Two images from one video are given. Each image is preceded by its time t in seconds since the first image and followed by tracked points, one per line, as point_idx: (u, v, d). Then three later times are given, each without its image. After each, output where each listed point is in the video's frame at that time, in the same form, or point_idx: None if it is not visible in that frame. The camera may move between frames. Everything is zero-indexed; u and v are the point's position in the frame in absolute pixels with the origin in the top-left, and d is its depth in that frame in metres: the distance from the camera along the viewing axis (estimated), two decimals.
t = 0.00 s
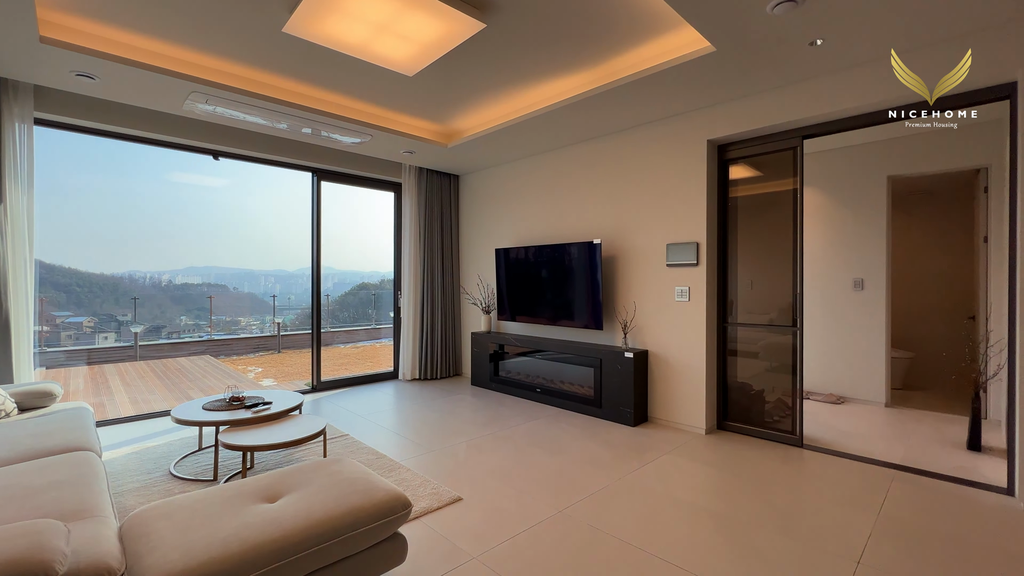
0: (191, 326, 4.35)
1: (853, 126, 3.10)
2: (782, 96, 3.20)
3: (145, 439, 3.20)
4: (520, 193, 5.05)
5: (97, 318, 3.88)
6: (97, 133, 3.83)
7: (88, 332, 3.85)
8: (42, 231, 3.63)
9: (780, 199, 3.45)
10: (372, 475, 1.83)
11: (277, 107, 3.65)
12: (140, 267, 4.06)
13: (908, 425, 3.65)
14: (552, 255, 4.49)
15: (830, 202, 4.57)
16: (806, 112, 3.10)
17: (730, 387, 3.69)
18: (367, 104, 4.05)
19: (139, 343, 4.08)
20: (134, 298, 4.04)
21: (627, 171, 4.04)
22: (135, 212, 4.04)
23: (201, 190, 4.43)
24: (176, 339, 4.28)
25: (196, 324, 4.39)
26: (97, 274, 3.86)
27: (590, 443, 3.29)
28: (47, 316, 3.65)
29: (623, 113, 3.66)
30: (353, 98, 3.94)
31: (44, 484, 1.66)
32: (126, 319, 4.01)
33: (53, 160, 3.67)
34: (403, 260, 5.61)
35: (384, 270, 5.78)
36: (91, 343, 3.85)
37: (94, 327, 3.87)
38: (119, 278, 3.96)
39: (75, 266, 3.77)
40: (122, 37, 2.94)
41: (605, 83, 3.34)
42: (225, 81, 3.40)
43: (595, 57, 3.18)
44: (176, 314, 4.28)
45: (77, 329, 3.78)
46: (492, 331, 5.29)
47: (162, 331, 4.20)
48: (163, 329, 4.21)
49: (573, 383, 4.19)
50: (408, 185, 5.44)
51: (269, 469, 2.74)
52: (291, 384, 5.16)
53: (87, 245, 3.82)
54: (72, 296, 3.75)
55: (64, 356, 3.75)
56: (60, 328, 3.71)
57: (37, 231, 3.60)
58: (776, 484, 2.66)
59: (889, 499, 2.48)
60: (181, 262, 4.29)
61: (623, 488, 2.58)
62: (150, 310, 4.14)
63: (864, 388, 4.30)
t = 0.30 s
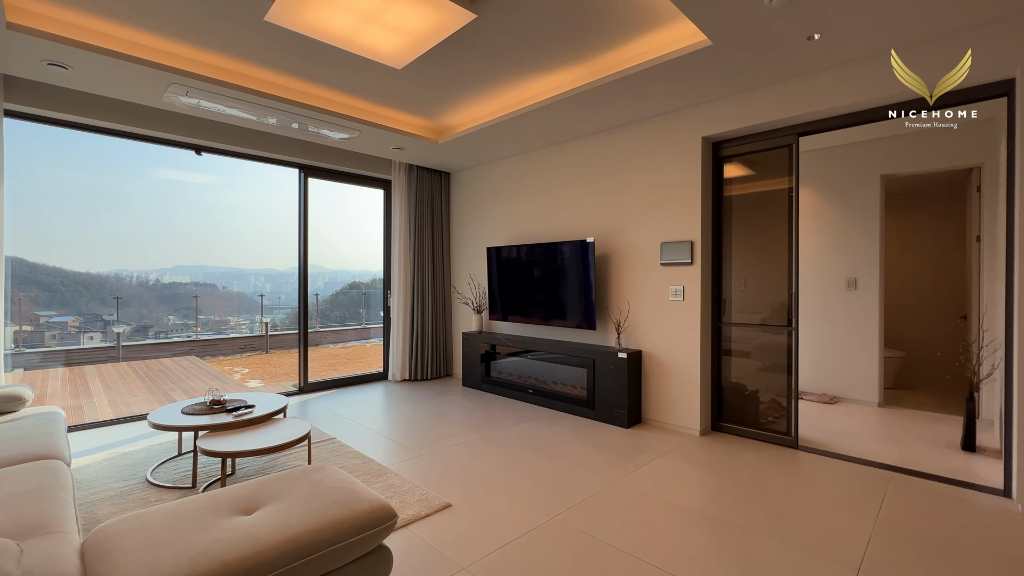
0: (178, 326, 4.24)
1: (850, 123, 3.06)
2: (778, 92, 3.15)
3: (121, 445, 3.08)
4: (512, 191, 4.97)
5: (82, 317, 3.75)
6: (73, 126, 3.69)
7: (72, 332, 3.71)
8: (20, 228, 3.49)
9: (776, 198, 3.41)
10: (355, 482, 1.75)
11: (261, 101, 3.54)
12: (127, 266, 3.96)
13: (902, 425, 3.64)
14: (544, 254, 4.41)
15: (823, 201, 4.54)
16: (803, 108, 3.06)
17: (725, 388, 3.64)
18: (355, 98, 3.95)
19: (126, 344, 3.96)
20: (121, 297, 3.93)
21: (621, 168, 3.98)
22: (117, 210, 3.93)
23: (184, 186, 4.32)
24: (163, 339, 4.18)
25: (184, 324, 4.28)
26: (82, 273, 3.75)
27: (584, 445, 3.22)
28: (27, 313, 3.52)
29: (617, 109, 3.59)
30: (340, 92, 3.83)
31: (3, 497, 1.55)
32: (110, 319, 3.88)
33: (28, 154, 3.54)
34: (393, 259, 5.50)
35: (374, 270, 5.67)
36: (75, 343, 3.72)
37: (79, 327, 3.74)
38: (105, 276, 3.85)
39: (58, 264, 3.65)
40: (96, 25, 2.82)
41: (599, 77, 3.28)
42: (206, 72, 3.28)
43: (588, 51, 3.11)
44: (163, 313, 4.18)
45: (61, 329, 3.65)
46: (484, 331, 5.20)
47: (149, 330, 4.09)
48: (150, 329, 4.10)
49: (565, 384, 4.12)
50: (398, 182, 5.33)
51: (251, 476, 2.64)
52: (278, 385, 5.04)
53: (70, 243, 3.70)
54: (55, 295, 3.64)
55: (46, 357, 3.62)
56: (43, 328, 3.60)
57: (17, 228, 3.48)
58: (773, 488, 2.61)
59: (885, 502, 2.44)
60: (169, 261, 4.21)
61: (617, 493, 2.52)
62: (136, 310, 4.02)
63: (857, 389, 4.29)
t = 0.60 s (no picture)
0: (167, 326, 4.16)
1: (851, 120, 3.00)
2: (778, 89, 3.09)
3: (99, 451, 2.96)
4: (506, 189, 4.89)
5: (68, 318, 3.67)
6: (51, 120, 3.55)
7: (59, 332, 3.64)
8: None
9: (774, 197, 3.35)
10: (346, 494, 1.67)
11: (246, 94, 3.42)
12: (115, 265, 3.87)
13: (900, 427, 3.60)
14: (539, 253, 4.33)
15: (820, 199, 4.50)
16: (803, 105, 3.00)
17: (722, 389, 3.58)
18: (344, 92, 3.85)
19: (116, 344, 3.89)
20: (109, 297, 3.85)
21: (617, 166, 3.90)
22: (101, 207, 3.82)
23: (171, 183, 4.18)
24: (152, 339, 4.09)
25: (173, 324, 4.19)
26: (68, 273, 3.67)
27: (579, 449, 3.15)
28: (11, 313, 3.43)
29: (613, 105, 3.52)
30: (328, 85, 3.72)
31: None
32: (97, 318, 3.80)
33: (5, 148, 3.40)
34: (384, 257, 5.39)
35: (365, 270, 5.55)
36: (62, 343, 3.64)
37: (66, 327, 3.67)
38: (93, 275, 3.77)
39: (45, 263, 3.57)
40: (70, 12, 2.70)
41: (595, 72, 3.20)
42: (188, 64, 3.16)
43: (585, 44, 3.03)
44: (151, 313, 4.08)
45: (47, 329, 3.58)
46: (477, 331, 5.11)
47: (138, 331, 4.00)
48: (139, 329, 4.01)
49: (560, 386, 4.05)
50: (389, 179, 5.23)
51: (234, 484, 2.53)
52: (267, 387, 4.95)
53: (55, 242, 3.60)
54: (41, 295, 3.55)
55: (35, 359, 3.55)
56: (28, 328, 3.52)
57: None
58: (774, 493, 2.55)
59: (889, 507, 2.39)
60: (159, 259, 4.10)
61: (615, 499, 2.44)
62: (124, 310, 3.93)
63: (854, 389, 4.25)
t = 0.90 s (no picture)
0: (156, 326, 4.04)
1: (852, 115, 2.95)
2: (778, 83, 3.03)
3: (76, 457, 2.84)
4: (500, 186, 4.80)
5: (57, 318, 3.55)
6: (29, 112, 3.41)
7: (47, 332, 3.51)
8: None
9: (773, 194, 3.29)
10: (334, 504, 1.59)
11: (232, 86, 3.31)
12: (101, 264, 3.73)
13: (899, 427, 3.56)
14: (534, 252, 4.24)
15: (818, 198, 4.46)
16: (803, 100, 2.93)
17: (720, 390, 3.52)
18: (334, 86, 3.75)
19: (104, 345, 3.76)
20: (97, 296, 3.71)
21: (613, 162, 3.83)
22: (86, 204, 3.67)
23: (157, 180, 4.04)
24: (142, 340, 3.97)
25: (164, 324, 4.08)
26: (57, 273, 3.54)
27: (576, 452, 3.07)
28: None
29: (610, 100, 3.44)
30: (317, 78, 3.62)
31: None
32: (87, 318, 3.68)
33: None
34: (376, 256, 5.27)
35: (356, 269, 5.43)
36: (50, 344, 3.52)
37: (54, 327, 3.54)
38: (81, 275, 3.64)
39: (33, 263, 3.44)
40: None
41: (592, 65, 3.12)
42: (170, 53, 3.05)
43: (582, 36, 2.95)
44: (141, 313, 3.96)
45: (34, 330, 3.45)
46: (471, 331, 5.02)
47: (128, 331, 3.88)
48: (129, 329, 3.90)
49: (556, 386, 3.97)
50: (380, 176, 5.12)
51: (217, 491, 2.42)
52: (255, 388, 4.88)
53: (39, 239, 3.46)
54: (29, 294, 3.42)
55: (22, 360, 3.42)
56: (14, 328, 3.38)
57: None
58: (775, 497, 2.48)
59: (891, 511, 2.34)
60: (149, 258, 3.98)
61: (613, 505, 2.37)
62: (114, 310, 3.81)
63: (851, 389, 4.21)
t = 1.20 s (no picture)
0: (147, 326, 3.93)
1: (854, 109, 2.87)
2: (779, 76, 2.94)
3: (48, 464, 2.71)
4: (494, 183, 4.70)
5: (47, 317, 3.45)
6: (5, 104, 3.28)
7: (36, 332, 3.43)
8: None
9: (773, 191, 3.21)
10: (312, 518, 1.49)
11: (215, 77, 3.19)
12: (92, 263, 3.64)
13: (900, 428, 3.50)
14: (529, 250, 4.15)
15: (817, 195, 4.39)
16: (805, 93, 2.85)
17: (719, 391, 3.44)
18: (322, 78, 3.63)
19: (95, 345, 3.66)
20: (87, 295, 3.62)
21: (610, 158, 3.74)
22: (68, 200, 3.54)
23: (143, 176, 3.92)
24: (134, 340, 3.87)
25: (157, 323, 3.98)
26: (48, 271, 3.45)
27: (571, 455, 2.98)
28: None
29: (607, 94, 3.35)
30: (305, 69, 3.50)
31: None
32: (81, 318, 3.60)
33: None
34: (367, 254, 5.16)
35: (347, 268, 5.32)
36: (41, 344, 3.44)
37: (44, 327, 3.45)
38: (72, 275, 3.55)
39: (24, 262, 3.35)
40: None
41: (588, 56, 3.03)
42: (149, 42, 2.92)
43: (578, 26, 2.85)
44: (134, 312, 3.87)
45: (24, 330, 3.36)
46: (464, 331, 4.93)
47: (118, 331, 3.78)
48: (121, 329, 3.80)
49: (551, 388, 3.88)
50: (371, 172, 5.01)
51: (196, 500, 2.31)
52: (243, 391, 4.68)
53: (21, 238, 3.34)
54: (20, 293, 3.34)
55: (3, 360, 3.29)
56: (3, 327, 3.30)
57: None
58: (777, 503, 2.40)
59: (898, 517, 2.26)
60: (141, 257, 3.89)
61: (610, 512, 2.28)
62: (105, 309, 3.71)
63: (851, 390, 4.15)
